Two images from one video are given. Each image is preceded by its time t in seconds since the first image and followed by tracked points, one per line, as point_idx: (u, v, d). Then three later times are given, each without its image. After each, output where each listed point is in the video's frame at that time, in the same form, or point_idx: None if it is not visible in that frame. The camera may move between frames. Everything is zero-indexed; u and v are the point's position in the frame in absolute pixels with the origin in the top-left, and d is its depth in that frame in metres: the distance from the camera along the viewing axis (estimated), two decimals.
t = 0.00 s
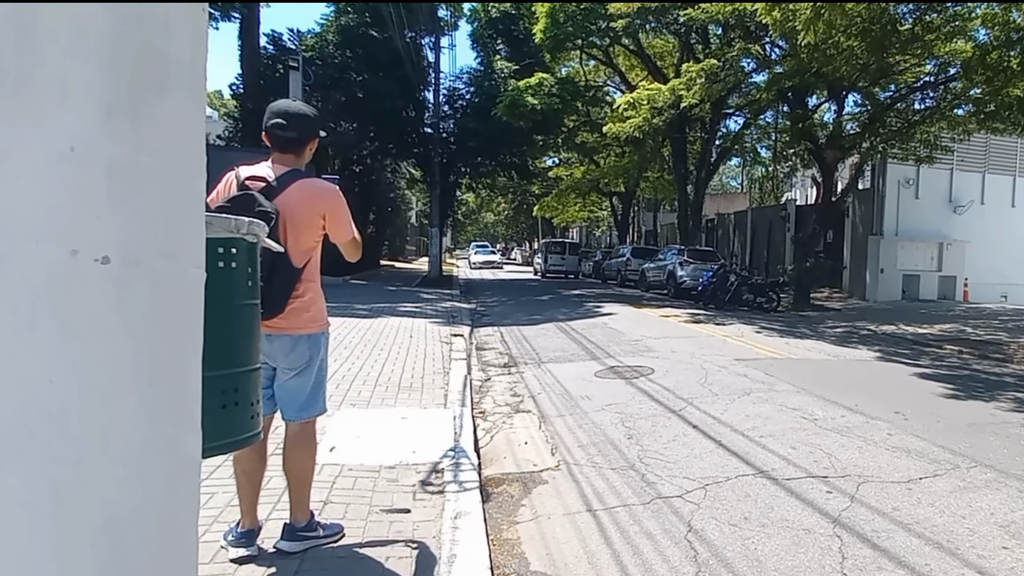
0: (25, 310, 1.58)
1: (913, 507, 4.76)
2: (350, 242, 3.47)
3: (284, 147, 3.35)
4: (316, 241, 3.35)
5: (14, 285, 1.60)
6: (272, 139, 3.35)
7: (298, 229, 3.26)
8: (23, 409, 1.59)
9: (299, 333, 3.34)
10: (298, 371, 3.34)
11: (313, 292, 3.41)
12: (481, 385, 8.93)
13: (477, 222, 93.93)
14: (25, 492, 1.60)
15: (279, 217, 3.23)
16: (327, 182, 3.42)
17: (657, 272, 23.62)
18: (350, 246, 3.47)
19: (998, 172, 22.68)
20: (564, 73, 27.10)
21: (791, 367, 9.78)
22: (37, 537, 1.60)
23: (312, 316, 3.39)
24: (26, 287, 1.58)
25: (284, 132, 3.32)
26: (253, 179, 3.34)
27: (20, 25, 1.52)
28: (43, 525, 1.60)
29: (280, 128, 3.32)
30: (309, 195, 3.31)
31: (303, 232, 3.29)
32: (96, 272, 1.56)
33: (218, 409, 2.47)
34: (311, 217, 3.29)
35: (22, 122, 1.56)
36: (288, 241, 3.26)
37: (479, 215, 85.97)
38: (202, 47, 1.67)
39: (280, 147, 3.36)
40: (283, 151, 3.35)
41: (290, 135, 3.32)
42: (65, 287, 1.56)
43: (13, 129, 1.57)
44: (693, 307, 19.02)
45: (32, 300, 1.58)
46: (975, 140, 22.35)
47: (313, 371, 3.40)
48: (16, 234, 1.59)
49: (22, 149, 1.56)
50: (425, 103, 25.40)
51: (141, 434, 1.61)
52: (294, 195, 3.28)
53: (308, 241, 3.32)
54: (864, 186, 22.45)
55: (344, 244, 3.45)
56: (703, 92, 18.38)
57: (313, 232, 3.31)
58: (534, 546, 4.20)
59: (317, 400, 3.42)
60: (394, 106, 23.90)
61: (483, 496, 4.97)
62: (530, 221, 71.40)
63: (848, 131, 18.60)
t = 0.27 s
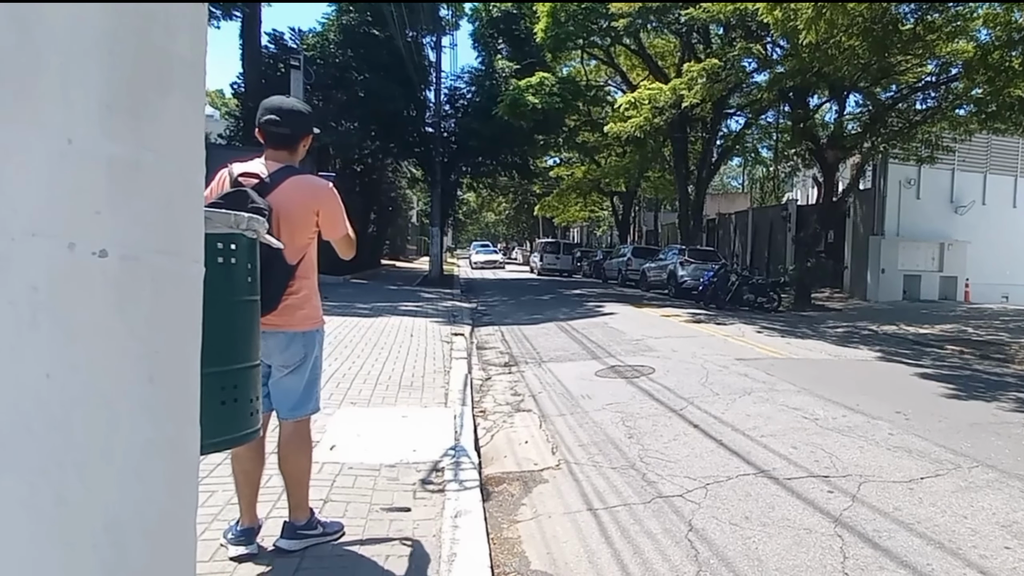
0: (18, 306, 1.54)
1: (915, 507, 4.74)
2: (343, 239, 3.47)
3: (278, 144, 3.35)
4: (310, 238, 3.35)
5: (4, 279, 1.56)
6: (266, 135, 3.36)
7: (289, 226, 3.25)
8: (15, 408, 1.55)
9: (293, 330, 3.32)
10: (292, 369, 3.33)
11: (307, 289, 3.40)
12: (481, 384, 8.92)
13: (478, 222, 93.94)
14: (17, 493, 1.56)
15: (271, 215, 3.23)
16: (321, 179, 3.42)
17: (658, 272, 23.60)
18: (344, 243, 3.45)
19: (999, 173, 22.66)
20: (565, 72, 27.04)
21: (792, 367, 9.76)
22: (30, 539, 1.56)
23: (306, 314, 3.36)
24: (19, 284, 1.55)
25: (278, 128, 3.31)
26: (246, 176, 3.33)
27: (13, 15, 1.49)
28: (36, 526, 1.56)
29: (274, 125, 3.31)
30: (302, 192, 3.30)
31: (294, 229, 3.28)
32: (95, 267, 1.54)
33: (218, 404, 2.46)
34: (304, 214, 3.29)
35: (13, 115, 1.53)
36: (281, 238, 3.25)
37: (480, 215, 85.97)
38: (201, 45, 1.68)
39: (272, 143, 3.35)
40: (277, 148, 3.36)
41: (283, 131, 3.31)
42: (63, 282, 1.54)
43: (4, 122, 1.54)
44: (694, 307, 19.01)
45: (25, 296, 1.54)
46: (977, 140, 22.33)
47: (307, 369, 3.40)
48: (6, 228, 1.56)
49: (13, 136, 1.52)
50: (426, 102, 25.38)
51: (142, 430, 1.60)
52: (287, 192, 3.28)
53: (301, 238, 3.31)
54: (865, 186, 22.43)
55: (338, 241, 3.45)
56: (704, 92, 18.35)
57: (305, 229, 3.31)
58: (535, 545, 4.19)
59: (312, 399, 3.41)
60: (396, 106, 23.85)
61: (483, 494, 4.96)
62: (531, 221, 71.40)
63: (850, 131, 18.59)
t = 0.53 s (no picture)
0: (15, 306, 1.54)
1: (914, 510, 4.74)
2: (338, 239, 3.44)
3: (267, 146, 3.38)
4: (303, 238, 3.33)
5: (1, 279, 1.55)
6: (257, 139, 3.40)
7: (279, 226, 3.25)
8: (11, 409, 1.55)
9: (287, 331, 3.33)
10: (287, 370, 3.33)
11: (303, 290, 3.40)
12: (482, 386, 8.92)
13: (479, 224, 93.97)
14: (13, 493, 1.55)
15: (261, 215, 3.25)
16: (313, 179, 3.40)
17: (659, 274, 23.59)
18: (338, 243, 3.42)
19: (1000, 176, 22.66)
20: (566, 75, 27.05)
21: (792, 370, 9.77)
22: (26, 539, 1.56)
23: (300, 314, 3.36)
24: (16, 284, 1.54)
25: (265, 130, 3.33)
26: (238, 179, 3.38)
27: (12, 15, 1.50)
28: (32, 527, 1.55)
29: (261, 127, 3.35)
30: (292, 191, 3.29)
31: (285, 228, 3.28)
32: (96, 267, 1.55)
33: (216, 407, 2.46)
34: (294, 214, 3.28)
35: (11, 114, 1.53)
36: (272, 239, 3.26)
37: (481, 217, 85.98)
38: (201, 49, 1.70)
39: (264, 147, 3.39)
40: (267, 150, 3.38)
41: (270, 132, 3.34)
42: (61, 282, 1.54)
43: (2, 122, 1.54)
44: (695, 309, 19.00)
45: (22, 295, 1.54)
46: (977, 144, 22.33)
47: (303, 371, 3.39)
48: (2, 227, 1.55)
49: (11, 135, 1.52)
50: (428, 105, 25.39)
51: (143, 430, 1.62)
52: (276, 192, 3.28)
53: (292, 238, 3.31)
54: (866, 189, 22.43)
55: (332, 241, 3.41)
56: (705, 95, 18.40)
57: (297, 228, 3.30)
58: (534, 548, 4.19)
59: (308, 400, 3.41)
60: (397, 109, 23.86)
61: (483, 497, 4.96)
62: (532, 223, 71.38)
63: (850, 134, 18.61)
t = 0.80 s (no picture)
0: (25, 308, 1.57)
1: (915, 515, 4.74)
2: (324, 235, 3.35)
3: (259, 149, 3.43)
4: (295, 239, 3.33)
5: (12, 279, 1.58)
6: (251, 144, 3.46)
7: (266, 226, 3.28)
8: (21, 409, 1.58)
9: (280, 333, 3.35)
10: (279, 373, 3.35)
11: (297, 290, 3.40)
12: (483, 390, 8.94)
13: (481, 228, 94.00)
14: (23, 492, 1.59)
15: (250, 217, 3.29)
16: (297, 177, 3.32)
17: (661, 279, 23.60)
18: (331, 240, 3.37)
19: (1003, 181, 22.64)
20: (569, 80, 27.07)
21: (794, 375, 9.77)
22: (33, 539, 1.58)
23: (294, 314, 3.36)
24: (26, 285, 1.57)
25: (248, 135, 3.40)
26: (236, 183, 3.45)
27: (20, 22, 1.53)
28: (39, 526, 1.58)
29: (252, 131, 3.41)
30: (279, 190, 3.29)
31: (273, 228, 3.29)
32: (105, 271, 1.57)
33: (221, 409, 2.48)
34: (281, 213, 3.28)
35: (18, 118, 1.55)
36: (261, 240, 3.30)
37: (484, 221, 86.01)
38: (209, 56, 1.72)
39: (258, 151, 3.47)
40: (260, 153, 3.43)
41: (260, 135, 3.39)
42: (70, 285, 1.56)
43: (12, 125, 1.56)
44: (697, 313, 19.00)
45: (30, 297, 1.56)
46: (980, 150, 22.31)
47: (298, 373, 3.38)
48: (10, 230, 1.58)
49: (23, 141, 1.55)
50: (431, 108, 25.43)
51: (148, 431, 1.63)
52: (265, 192, 3.30)
53: (282, 238, 3.31)
54: (868, 194, 22.43)
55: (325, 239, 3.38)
56: (708, 99, 18.44)
57: (286, 228, 3.30)
58: (534, 551, 4.20)
59: (302, 404, 3.38)
60: (401, 112, 23.92)
61: (484, 500, 4.97)
62: (535, 227, 71.38)
63: (853, 139, 18.67)
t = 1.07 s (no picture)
0: (40, 310, 1.59)
1: (916, 516, 4.77)
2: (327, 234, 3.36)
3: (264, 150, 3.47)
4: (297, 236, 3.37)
5: (27, 280, 1.60)
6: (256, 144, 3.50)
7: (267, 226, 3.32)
8: (37, 408, 1.60)
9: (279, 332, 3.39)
10: (280, 373, 3.38)
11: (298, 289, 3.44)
12: (486, 389, 8.97)
13: (484, 227, 94.01)
14: (37, 491, 1.61)
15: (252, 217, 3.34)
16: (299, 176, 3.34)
17: (663, 279, 23.60)
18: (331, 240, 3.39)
19: (1006, 183, 22.62)
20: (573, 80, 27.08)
21: (796, 376, 9.78)
22: (47, 537, 1.61)
23: (292, 314, 3.40)
24: (42, 287, 1.59)
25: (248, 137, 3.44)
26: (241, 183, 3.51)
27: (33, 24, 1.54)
28: (54, 523, 1.61)
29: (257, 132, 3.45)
30: (280, 191, 3.33)
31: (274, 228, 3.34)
32: (121, 274, 1.60)
33: (230, 408, 2.52)
34: (281, 213, 3.32)
35: (28, 118, 1.56)
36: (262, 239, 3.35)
37: (487, 220, 86.02)
38: (220, 61, 1.76)
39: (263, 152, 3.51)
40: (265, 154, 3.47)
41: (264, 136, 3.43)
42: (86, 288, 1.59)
43: (23, 127, 1.57)
44: (699, 314, 19.01)
45: (45, 298, 1.59)
46: (984, 151, 22.29)
47: (300, 372, 3.42)
48: (24, 231, 1.59)
49: (37, 144, 1.56)
50: (435, 108, 25.45)
51: (162, 430, 1.67)
52: (266, 193, 3.35)
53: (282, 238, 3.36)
54: (871, 195, 22.43)
55: (325, 239, 3.40)
56: (711, 100, 18.44)
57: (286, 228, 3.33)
58: (537, 550, 4.23)
59: (304, 404, 3.43)
60: (405, 112, 23.96)
61: (487, 499, 5.00)
62: (538, 226, 71.36)
63: (857, 140, 18.62)
